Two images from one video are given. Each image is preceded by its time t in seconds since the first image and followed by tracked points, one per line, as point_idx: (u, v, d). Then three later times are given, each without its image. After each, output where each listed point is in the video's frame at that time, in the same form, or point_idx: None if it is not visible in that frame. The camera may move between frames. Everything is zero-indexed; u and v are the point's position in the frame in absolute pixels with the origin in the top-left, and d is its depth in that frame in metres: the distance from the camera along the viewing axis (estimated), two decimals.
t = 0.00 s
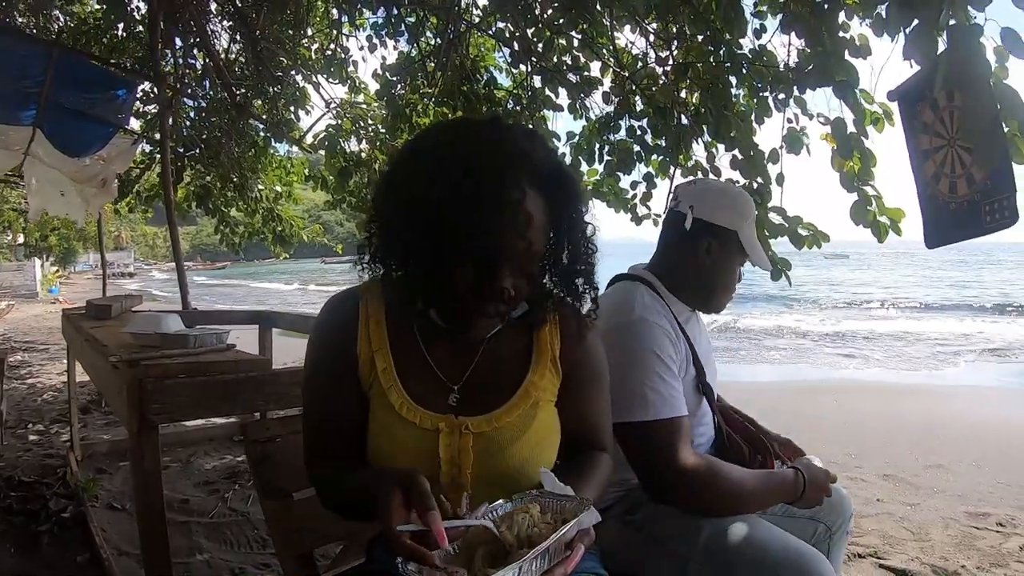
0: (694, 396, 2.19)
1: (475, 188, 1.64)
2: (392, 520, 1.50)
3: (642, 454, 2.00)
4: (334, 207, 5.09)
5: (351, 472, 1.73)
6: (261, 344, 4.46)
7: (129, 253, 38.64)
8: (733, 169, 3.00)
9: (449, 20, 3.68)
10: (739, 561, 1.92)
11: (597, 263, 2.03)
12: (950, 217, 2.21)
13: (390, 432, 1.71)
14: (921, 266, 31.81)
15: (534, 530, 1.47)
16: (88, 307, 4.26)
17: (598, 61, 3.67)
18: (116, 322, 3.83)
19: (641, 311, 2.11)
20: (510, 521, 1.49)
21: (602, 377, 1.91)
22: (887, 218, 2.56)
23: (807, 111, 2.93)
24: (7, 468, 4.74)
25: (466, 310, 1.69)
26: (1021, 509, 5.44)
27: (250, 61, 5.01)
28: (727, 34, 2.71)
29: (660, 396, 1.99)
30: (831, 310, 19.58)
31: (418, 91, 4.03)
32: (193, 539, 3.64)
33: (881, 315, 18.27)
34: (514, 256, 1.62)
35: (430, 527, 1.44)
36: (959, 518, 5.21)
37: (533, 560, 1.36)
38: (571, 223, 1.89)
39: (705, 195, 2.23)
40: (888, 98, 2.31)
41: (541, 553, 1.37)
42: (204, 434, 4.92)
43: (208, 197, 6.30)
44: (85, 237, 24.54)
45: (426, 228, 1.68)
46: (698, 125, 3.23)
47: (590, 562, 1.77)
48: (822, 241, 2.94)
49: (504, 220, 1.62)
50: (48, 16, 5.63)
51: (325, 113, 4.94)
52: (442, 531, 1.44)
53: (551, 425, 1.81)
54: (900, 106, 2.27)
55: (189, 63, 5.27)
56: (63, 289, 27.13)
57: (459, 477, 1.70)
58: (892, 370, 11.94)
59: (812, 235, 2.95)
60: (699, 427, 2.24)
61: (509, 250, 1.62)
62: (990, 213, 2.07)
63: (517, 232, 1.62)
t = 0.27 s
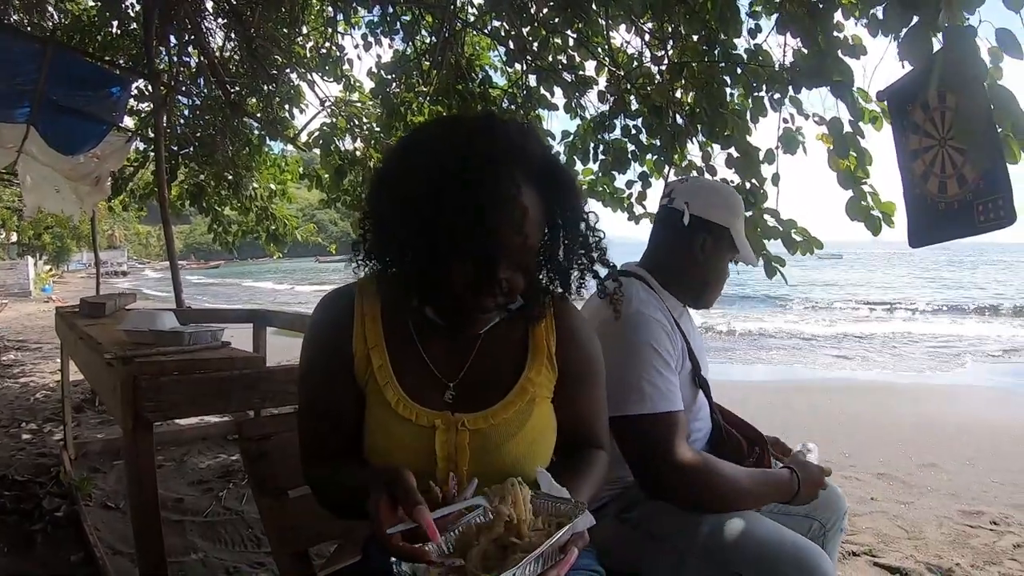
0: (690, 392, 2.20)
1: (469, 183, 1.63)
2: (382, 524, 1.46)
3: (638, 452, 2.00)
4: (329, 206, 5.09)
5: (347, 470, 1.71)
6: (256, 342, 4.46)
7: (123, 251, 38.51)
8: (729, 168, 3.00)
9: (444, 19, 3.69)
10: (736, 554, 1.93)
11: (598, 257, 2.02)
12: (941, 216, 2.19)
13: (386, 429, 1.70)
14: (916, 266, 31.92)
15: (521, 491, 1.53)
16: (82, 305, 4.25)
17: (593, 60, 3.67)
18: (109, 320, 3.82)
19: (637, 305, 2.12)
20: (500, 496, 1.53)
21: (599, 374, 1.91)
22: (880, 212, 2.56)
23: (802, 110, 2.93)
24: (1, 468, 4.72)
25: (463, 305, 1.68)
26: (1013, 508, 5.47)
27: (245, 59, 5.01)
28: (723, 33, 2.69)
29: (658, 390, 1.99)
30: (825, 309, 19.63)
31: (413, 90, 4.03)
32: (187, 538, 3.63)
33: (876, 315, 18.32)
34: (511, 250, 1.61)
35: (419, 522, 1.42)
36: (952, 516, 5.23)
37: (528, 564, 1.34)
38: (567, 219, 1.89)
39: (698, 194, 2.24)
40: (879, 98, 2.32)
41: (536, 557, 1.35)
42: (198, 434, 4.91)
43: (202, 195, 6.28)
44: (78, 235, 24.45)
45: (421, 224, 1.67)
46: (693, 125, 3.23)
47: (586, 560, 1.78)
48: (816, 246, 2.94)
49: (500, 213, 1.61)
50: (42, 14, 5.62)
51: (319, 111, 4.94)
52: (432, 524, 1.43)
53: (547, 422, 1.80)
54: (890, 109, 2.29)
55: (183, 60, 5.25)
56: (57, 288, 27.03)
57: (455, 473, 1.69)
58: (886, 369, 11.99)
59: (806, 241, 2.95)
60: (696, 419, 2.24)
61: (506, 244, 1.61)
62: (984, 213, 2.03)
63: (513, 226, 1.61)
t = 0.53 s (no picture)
0: (680, 389, 2.20)
1: (460, 180, 1.64)
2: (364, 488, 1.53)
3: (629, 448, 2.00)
4: (324, 204, 5.08)
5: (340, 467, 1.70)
6: (251, 341, 4.45)
7: (119, 250, 38.44)
8: (724, 166, 3.00)
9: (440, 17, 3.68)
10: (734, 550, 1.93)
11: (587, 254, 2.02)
12: (937, 213, 2.21)
13: (379, 426, 1.69)
14: (911, 265, 32.00)
15: (499, 437, 1.66)
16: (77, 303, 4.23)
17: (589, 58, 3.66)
18: (104, 319, 3.81)
19: (626, 307, 2.10)
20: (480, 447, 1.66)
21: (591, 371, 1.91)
22: (871, 210, 2.56)
23: (796, 109, 2.94)
24: None
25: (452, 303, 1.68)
26: (1008, 505, 5.49)
27: (241, 57, 5.00)
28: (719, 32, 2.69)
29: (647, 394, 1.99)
30: (821, 308, 19.67)
31: (408, 87, 4.03)
32: (183, 537, 3.62)
33: (871, 314, 18.36)
34: (501, 248, 1.62)
35: (396, 482, 1.49)
36: (947, 514, 5.24)
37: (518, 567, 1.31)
38: (558, 217, 1.89)
39: (684, 187, 2.23)
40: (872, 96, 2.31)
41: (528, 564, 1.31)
42: (194, 432, 4.90)
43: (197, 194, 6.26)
44: (73, 234, 24.38)
45: (413, 220, 1.67)
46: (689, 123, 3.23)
47: (579, 557, 1.78)
48: (810, 240, 2.95)
49: (491, 211, 1.61)
50: (38, 11, 5.60)
51: (315, 109, 4.94)
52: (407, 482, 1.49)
53: (541, 418, 1.80)
54: (885, 107, 2.27)
55: (178, 58, 5.24)
56: (52, 288, 26.95)
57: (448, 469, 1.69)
58: (881, 368, 12.02)
59: (800, 235, 2.96)
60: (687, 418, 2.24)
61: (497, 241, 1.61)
62: (982, 209, 2.07)
63: (504, 224, 1.62)
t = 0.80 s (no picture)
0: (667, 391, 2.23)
1: (452, 187, 1.64)
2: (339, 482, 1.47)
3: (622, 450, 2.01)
4: (319, 207, 5.08)
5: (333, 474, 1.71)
6: (247, 344, 4.45)
7: (115, 252, 38.39)
8: (718, 169, 3.01)
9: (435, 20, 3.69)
10: (723, 550, 1.95)
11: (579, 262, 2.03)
12: (932, 214, 2.20)
13: (373, 433, 1.70)
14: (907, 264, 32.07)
15: (480, 431, 1.66)
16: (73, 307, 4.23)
17: (584, 61, 3.67)
18: (101, 323, 3.81)
19: (603, 312, 2.17)
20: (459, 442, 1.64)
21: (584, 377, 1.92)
22: (863, 215, 2.58)
23: (791, 111, 2.95)
24: None
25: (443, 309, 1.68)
26: (1003, 505, 5.51)
27: (236, 60, 5.00)
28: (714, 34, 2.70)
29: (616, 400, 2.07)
30: (818, 307, 19.71)
31: (404, 90, 4.03)
32: (179, 540, 3.62)
33: (867, 313, 18.40)
34: (492, 254, 1.62)
35: (373, 469, 1.45)
36: (942, 514, 5.26)
37: None
38: (550, 224, 1.90)
39: (644, 189, 2.32)
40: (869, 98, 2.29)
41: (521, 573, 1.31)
42: (190, 435, 4.90)
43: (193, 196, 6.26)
44: (69, 235, 24.32)
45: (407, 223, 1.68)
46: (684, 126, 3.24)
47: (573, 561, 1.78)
48: (804, 240, 2.96)
49: (485, 217, 1.62)
50: (33, 14, 5.59)
51: (310, 112, 4.94)
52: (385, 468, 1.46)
53: (534, 426, 1.81)
54: (882, 108, 2.28)
55: (173, 61, 5.23)
56: (49, 289, 26.91)
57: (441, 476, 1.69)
58: (877, 367, 12.05)
59: (795, 233, 2.97)
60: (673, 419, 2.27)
61: (489, 248, 1.62)
62: (974, 214, 2.06)
63: (496, 231, 1.63)
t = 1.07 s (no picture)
0: (671, 396, 2.22)
1: (454, 187, 1.63)
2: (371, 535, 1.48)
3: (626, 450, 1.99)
4: (318, 208, 5.08)
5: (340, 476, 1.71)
6: (246, 346, 4.44)
7: (114, 254, 38.35)
8: (719, 168, 3.00)
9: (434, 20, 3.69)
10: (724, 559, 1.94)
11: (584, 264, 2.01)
12: (933, 213, 2.19)
13: (378, 435, 1.69)
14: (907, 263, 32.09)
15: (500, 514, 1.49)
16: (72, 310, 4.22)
17: (583, 61, 3.66)
18: (100, 325, 3.80)
19: (606, 311, 2.19)
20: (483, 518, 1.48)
21: (588, 377, 1.92)
22: (866, 215, 2.57)
23: (791, 111, 2.95)
24: None
25: (446, 308, 1.67)
26: (1004, 503, 5.50)
27: (234, 62, 4.99)
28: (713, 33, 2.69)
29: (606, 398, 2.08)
30: (817, 307, 19.71)
31: (403, 91, 4.02)
32: (180, 544, 3.61)
33: (867, 312, 18.40)
34: (495, 253, 1.61)
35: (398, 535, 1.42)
36: (944, 513, 5.25)
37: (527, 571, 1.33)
38: (554, 222, 1.88)
39: (639, 191, 2.36)
40: (868, 98, 2.31)
41: (536, 567, 1.34)
42: (190, 438, 4.89)
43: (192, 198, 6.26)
44: (67, 238, 24.29)
45: (408, 223, 1.67)
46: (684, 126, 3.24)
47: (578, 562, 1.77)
48: (807, 243, 2.95)
49: (486, 215, 1.61)
50: (31, 17, 5.58)
51: (309, 113, 4.93)
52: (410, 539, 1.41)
53: (539, 426, 1.80)
54: (882, 108, 2.29)
55: (172, 63, 5.22)
56: (48, 293, 26.88)
57: (446, 478, 1.69)
58: (877, 366, 12.04)
59: (796, 237, 2.96)
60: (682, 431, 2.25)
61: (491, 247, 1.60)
62: (975, 211, 2.04)
63: (498, 229, 1.61)
